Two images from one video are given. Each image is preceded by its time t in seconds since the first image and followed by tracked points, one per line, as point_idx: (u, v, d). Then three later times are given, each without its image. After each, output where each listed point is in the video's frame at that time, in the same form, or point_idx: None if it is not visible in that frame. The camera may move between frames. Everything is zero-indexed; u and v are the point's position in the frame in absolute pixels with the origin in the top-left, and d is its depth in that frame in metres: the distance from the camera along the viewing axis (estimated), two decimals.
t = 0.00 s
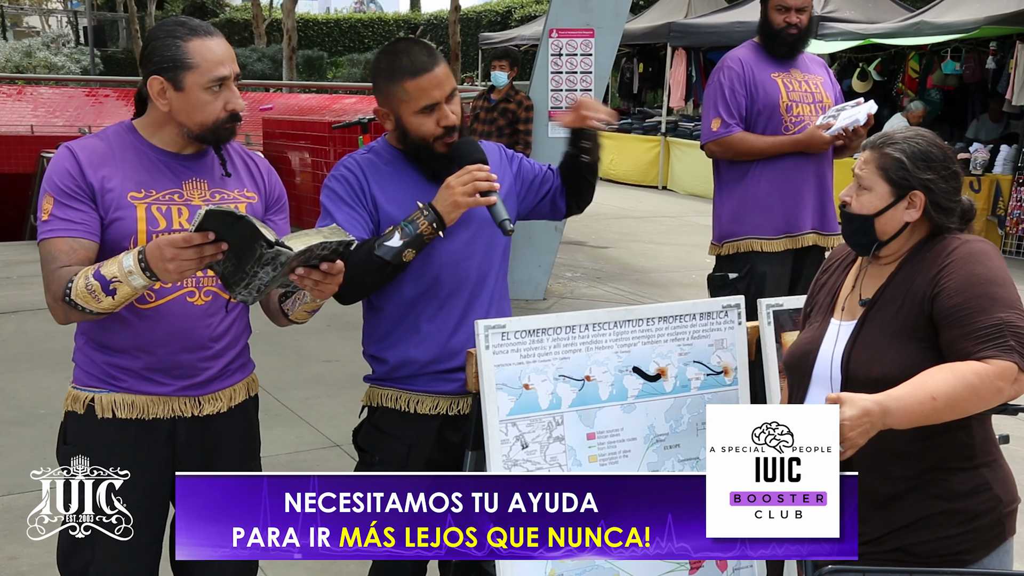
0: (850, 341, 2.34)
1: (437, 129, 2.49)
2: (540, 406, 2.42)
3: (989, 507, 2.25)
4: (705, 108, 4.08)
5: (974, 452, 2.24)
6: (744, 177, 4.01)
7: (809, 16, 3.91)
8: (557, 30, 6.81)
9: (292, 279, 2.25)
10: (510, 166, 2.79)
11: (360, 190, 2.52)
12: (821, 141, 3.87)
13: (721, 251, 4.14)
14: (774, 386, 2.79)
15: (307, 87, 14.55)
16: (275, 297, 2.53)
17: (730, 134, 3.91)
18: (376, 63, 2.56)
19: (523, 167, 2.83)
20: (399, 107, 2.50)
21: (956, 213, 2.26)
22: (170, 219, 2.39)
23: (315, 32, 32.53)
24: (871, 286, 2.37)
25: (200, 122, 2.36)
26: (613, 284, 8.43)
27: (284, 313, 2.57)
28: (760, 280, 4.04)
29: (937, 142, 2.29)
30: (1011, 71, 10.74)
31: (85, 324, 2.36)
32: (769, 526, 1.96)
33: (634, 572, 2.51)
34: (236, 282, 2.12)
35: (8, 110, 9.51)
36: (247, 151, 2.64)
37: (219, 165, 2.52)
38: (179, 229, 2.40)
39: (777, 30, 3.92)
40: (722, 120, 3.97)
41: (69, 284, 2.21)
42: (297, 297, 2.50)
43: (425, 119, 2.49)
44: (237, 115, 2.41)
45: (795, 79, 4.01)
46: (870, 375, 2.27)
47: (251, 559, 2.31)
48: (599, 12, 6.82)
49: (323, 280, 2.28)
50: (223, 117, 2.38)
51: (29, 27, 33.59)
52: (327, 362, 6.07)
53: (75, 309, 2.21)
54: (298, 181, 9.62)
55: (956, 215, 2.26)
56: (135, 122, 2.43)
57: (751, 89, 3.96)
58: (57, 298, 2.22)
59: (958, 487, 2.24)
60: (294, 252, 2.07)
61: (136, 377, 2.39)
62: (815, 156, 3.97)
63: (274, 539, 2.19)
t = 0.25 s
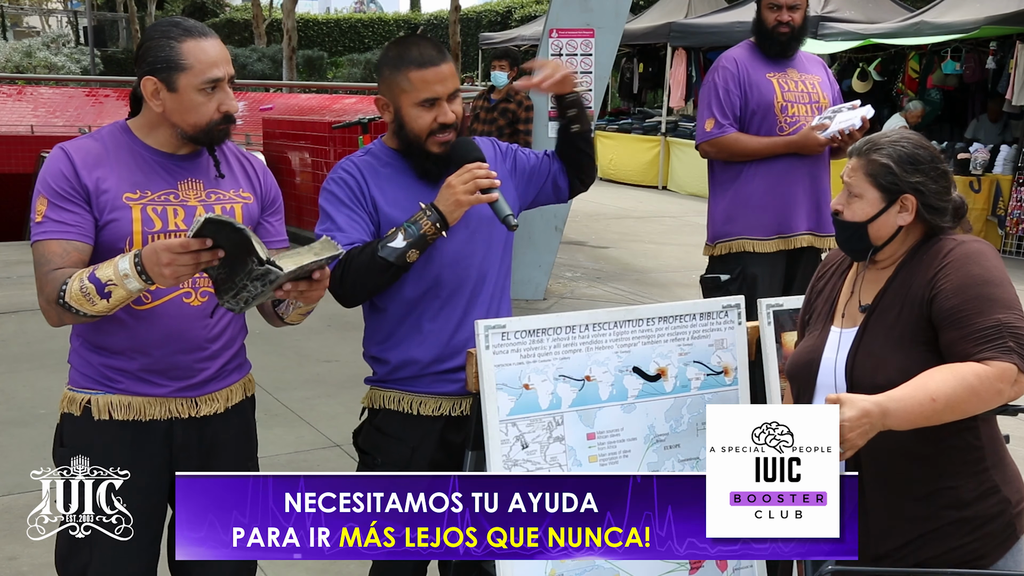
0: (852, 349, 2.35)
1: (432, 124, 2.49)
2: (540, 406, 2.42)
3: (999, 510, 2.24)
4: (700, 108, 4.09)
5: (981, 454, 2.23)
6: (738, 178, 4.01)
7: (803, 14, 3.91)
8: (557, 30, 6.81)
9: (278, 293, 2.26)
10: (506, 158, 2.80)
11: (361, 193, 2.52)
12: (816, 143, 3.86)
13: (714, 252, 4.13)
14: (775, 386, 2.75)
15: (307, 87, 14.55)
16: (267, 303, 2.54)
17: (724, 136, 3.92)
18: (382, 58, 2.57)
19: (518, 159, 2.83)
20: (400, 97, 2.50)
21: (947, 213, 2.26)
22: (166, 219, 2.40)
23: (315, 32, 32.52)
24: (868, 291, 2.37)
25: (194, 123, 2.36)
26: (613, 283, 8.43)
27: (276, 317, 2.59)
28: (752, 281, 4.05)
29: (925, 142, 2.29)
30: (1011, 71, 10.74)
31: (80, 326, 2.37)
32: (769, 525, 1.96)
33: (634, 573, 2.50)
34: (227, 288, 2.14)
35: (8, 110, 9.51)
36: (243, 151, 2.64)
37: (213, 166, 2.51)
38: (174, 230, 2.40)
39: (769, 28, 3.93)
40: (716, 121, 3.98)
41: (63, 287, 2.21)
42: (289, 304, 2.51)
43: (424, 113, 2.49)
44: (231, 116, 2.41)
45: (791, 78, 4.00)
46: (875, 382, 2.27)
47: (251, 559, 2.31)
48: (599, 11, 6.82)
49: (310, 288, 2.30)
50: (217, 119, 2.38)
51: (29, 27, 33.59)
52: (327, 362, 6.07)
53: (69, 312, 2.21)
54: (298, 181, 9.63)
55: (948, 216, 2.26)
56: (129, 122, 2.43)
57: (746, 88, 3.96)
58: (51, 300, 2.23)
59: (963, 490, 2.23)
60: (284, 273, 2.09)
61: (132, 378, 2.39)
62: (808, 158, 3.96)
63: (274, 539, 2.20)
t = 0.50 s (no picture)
0: (851, 344, 2.34)
1: (425, 125, 2.50)
2: (540, 406, 2.42)
3: (995, 507, 2.24)
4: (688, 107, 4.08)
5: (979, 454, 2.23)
6: (727, 178, 3.99)
7: (793, 13, 3.92)
8: (557, 30, 6.80)
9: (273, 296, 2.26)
10: (494, 146, 2.77)
11: (355, 196, 2.53)
12: (803, 140, 3.85)
13: (703, 252, 4.11)
14: (775, 387, 2.77)
15: (308, 87, 14.55)
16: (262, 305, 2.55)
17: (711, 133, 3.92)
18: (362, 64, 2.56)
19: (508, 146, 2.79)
20: (389, 104, 2.51)
21: (955, 219, 2.27)
22: (161, 220, 2.39)
23: (315, 31, 32.52)
24: (868, 288, 2.37)
25: (188, 124, 2.36)
26: (613, 284, 8.43)
27: (272, 319, 2.59)
28: (741, 282, 4.02)
29: (945, 146, 2.30)
30: (1011, 72, 10.74)
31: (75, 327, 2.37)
32: (770, 526, 1.96)
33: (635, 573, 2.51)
34: (221, 291, 2.16)
35: (9, 110, 9.51)
36: (238, 151, 2.64)
37: (208, 166, 2.50)
38: (169, 231, 2.40)
39: (759, 27, 3.92)
40: (703, 118, 3.97)
41: (57, 289, 2.21)
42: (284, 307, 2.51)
43: (414, 117, 2.50)
44: (225, 116, 2.41)
45: (779, 77, 3.97)
46: (871, 380, 2.27)
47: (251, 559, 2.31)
48: (599, 12, 6.81)
49: (304, 292, 2.30)
50: (212, 120, 2.38)
51: (29, 27, 33.58)
52: (327, 362, 6.07)
53: (63, 314, 2.22)
54: (298, 181, 9.63)
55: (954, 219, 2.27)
56: (125, 122, 2.43)
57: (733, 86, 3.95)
58: (44, 302, 2.23)
59: (964, 489, 2.23)
60: (279, 269, 2.10)
61: (127, 379, 2.39)
62: (797, 156, 3.95)
63: (274, 539, 2.20)
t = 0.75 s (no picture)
0: (851, 345, 2.34)
1: (440, 121, 2.52)
2: (540, 406, 2.42)
3: (997, 507, 2.24)
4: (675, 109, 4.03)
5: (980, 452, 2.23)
6: (716, 179, 3.94)
7: (783, 12, 3.91)
8: (557, 30, 6.80)
9: (272, 287, 2.27)
10: (494, 156, 2.74)
11: (354, 195, 2.53)
12: (791, 141, 3.80)
13: (694, 253, 4.09)
14: (774, 386, 2.76)
15: (308, 87, 14.54)
16: (260, 304, 2.55)
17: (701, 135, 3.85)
18: (369, 65, 2.56)
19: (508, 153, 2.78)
20: (407, 102, 2.50)
21: (954, 214, 2.26)
22: (156, 220, 2.39)
23: (315, 31, 32.51)
24: (868, 288, 2.37)
25: (184, 124, 2.36)
26: (613, 283, 8.42)
27: (269, 318, 2.59)
28: (732, 283, 4.01)
29: (933, 142, 2.29)
30: (1011, 72, 10.73)
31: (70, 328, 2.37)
32: (770, 525, 1.96)
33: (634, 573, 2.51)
34: (220, 288, 2.17)
35: (8, 110, 9.50)
36: (235, 152, 2.64)
37: (204, 167, 2.50)
38: (164, 230, 2.39)
39: (749, 26, 3.91)
40: (691, 120, 3.91)
41: (51, 289, 2.22)
42: (282, 305, 2.51)
43: (432, 113, 2.51)
44: (221, 117, 2.41)
45: (769, 77, 3.96)
46: (872, 378, 2.27)
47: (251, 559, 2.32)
48: (599, 12, 6.80)
49: (303, 285, 2.30)
50: (207, 120, 2.38)
51: (29, 27, 33.57)
52: (327, 362, 6.07)
53: (56, 314, 2.22)
54: (298, 181, 9.62)
55: (953, 216, 2.26)
56: (120, 122, 2.43)
57: (722, 87, 3.91)
58: (38, 303, 2.24)
59: (968, 488, 2.23)
60: (275, 252, 2.13)
61: (123, 380, 2.39)
62: (788, 157, 3.89)
63: (274, 539, 2.20)
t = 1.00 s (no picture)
0: (856, 352, 2.33)
1: (442, 118, 2.52)
2: (540, 406, 2.41)
3: (1001, 508, 2.24)
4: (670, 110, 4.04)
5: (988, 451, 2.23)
6: (710, 179, 3.93)
7: (777, 10, 3.90)
8: (557, 30, 6.80)
9: (267, 291, 2.29)
10: (493, 152, 2.76)
11: (358, 193, 2.52)
12: (785, 143, 3.81)
13: (688, 253, 4.08)
14: (774, 386, 2.78)
15: (308, 88, 14.54)
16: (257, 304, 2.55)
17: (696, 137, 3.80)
18: (370, 63, 2.56)
19: (508, 150, 2.78)
20: (408, 97, 2.50)
21: (953, 214, 2.26)
22: (153, 221, 2.39)
23: (315, 31, 32.52)
24: (868, 290, 2.36)
25: (181, 124, 2.36)
26: (613, 283, 8.42)
27: (267, 318, 2.60)
28: (725, 285, 4.01)
29: (931, 141, 2.29)
30: (1011, 72, 10.73)
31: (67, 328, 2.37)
32: (769, 525, 1.96)
33: (634, 573, 2.51)
34: (216, 286, 2.18)
35: (8, 110, 9.51)
36: (233, 152, 2.64)
37: (201, 167, 2.50)
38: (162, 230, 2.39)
39: (743, 25, 3.91)
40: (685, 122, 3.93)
41: (47, 289, 2.22)
42: (280, 304, 2.52)
43: (433, 109, 2.51)
44: (219, 117, 2.41)
45: (763, 77, 3.95)
46: (881, 386, 2.27)
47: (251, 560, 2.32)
48: (599, 11, 6.80)
49: (297, 283, 2.32)
50: (205, 120, 2.38)
51: (30, 27, 33.58)
52: (327, 362, 6.06)
53: (53, 314, 2.22)
54: (298, 182, 9.62)
55: (953, 214, 2.25)
56: (118, 122, 2.43)
57: (716, 89, 3.91)
58: (35, 303, 2.24)
59: (978, 487, 2.23)
60: (270, 251, 2.13)
61: (120, 380, 2.39)
62: (782, 157, 3.90)
63: (274, 539, 2.20)
